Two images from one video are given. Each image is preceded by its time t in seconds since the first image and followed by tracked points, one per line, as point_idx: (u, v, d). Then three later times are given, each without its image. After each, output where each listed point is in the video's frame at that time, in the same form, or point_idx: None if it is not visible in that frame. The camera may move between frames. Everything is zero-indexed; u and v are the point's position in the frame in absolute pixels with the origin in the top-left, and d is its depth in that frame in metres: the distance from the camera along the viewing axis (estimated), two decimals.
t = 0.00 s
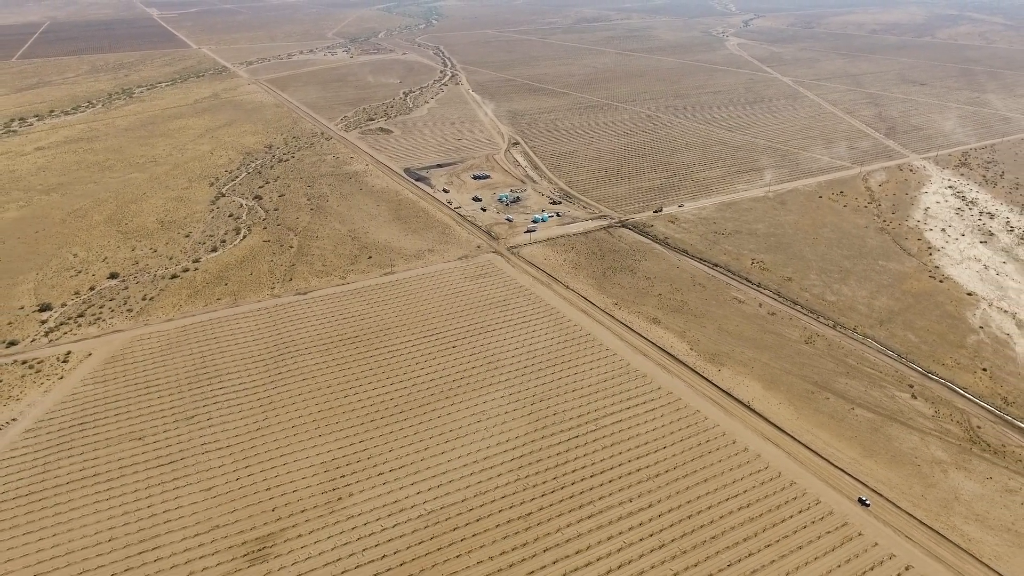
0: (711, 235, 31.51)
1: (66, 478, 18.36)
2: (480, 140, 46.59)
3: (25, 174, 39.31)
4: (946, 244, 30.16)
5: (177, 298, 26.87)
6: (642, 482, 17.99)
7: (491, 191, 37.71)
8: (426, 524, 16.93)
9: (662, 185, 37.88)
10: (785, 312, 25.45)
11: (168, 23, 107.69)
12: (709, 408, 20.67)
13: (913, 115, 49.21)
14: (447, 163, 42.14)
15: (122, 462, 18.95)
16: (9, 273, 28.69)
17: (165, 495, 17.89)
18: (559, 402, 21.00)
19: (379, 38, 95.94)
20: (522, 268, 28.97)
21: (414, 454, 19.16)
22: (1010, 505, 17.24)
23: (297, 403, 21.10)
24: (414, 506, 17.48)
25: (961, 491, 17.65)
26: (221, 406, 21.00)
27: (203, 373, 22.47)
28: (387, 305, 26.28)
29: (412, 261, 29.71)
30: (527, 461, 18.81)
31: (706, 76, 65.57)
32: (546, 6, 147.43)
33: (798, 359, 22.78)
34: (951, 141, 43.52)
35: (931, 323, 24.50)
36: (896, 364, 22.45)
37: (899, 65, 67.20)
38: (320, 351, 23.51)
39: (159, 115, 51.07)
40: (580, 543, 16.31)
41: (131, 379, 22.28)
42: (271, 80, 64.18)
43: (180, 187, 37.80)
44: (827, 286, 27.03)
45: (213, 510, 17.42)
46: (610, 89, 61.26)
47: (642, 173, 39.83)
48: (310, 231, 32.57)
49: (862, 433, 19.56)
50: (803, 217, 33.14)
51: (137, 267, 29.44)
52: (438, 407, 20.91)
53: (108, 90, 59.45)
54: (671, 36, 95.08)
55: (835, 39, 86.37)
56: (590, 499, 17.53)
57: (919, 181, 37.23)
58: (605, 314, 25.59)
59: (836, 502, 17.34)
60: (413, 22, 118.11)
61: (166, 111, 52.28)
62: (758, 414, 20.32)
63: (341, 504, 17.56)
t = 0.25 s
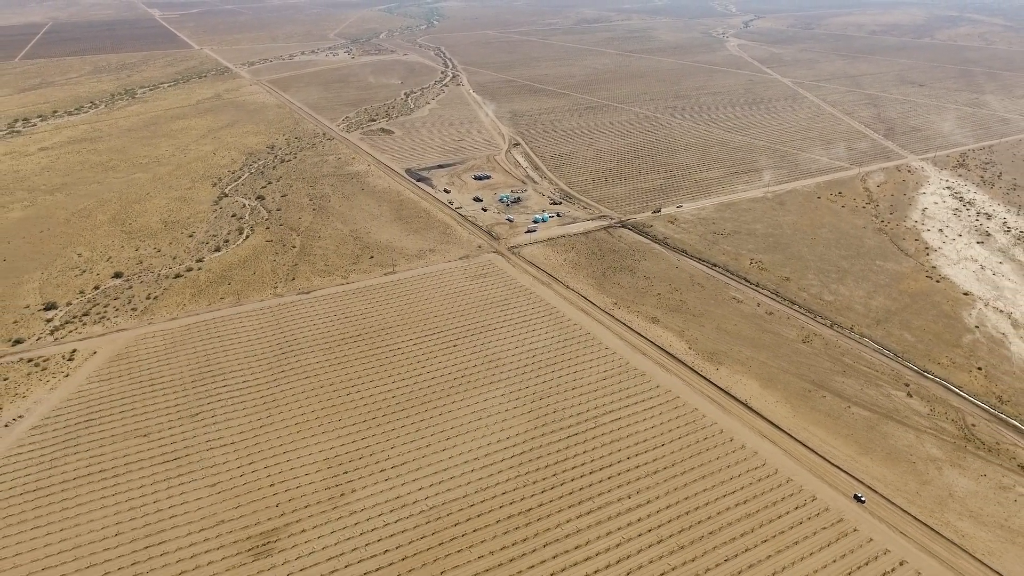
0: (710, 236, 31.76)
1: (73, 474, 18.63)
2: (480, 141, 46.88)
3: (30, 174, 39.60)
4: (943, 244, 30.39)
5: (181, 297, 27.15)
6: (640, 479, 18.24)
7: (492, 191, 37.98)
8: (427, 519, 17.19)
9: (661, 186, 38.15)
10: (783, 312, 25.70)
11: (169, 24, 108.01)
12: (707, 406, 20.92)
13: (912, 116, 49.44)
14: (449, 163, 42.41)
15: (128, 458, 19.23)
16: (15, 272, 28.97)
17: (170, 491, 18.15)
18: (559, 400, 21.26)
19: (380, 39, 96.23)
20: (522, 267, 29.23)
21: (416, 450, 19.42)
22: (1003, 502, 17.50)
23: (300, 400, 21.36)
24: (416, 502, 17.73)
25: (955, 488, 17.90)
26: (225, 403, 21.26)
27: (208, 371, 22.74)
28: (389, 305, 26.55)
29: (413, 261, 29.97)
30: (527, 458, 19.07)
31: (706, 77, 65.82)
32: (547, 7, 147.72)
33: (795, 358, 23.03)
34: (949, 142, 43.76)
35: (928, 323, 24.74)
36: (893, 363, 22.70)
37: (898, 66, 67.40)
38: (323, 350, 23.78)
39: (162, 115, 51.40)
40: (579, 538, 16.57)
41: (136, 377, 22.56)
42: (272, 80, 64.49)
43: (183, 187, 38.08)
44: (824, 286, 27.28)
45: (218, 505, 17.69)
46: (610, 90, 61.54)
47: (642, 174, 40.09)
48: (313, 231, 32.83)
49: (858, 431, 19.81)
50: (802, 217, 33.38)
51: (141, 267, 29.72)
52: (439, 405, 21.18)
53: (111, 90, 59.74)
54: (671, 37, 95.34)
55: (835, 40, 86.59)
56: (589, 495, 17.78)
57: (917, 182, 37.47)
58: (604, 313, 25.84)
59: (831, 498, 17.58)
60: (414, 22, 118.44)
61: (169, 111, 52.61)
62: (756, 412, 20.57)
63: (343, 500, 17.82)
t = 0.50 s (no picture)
0: (709, 236, 31.99)
1: (79, 471, 18.87)
2: (481, 141, 47.13)
3: (33, 174, 39.82)
4: (940, 244, 30.62)
5: (184, 296, 27.38)
6: (639, 475, 18.48)
7: (493, 192, 38.20)
8: (429, 515, 17.42)
9: (661, 186, 38.39)
10: (781, 311, 25.93)
11: (170, 24, 108.17)
12: (705, 404, 21.15)
13: (910, 117, 49.66)
14: (449, 164, 42.64)
15: (132, 455, 19.46)
16: (19, 271, 29.20)
17: (174, 487, 18.37)
18: (559, 399, 21.48)
19: (380, 40, 96.46)
20: (523, 267, 29.45)
21: (417, 448, 19.65)
22: (997, 499, 17.72)
23: (302, 398, 21.59)
24: (417, 498, 17.96)
25: (949, 485, 18.12)
26: (228, 401, 21.49)
27: (211, 369, 22.97)
28: (390, 304, 26.78)
29: (414, 261, 30.21)
30: (527, 455, 19.30)
31: (706, 78, 66.06)
32: (547, 8, 148.03)
33: (793, 357, 23.26)
34: (947, 143, 43.99)
35: (924, 322, 24.97)
36: (889, 362, 22.93)
37: (897, 67, 67.60)
38: (325, 349, 24.01)
39: (164, 116, 51.64)
40: (578, 534, 16.79)
41: (140, 375, 22.78)
42: (274, 81, 64.75)
43: (185, 188, 38.31)
44: (822, 286, 27.51)
45: (222, 501, 17.91)
46: (610, 91, 61.78)
47: (641, 174, 40.32)
48: (314, 231, 33.06)
49: (854, 429, 20.04)
50: (800, 218, 33.61)
51: (144, 266, 29.95)
52: (440, 403, 21.41)
53: (113, 91, 59.96)
54: (671, 38, 95.56)
55: (834, 42, 86.81)
56: (588, 492, 18.01)
57: (915, 183, 37.71)
58: (604, 312, 26.07)
59: (828, 495, 17.81)
60: (414, 23, 118.68)
61: (171, 112, 52.86)
62: (753, 410, 20.79)
63: (345, 496, 18.05)
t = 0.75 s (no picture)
0: (707, 236, 32.27)
1: (85, 467, 19.13)
2: (481, 142, 47.42)
3: (36, 174, 40.08)
4: (936, 245, 30.90)
5: (187, 295, 27.66)
6: (637, 472, 18.74)
7: (493, 192, 38.49)
8: (430, 511, 17.67)
9: (660, 187, 38.66)
10: (779, 311, 26.20)
11: (171, 25, 108.42)
12: (703, 402, 21.42)
13: (908, 118, 49.95)
14: (450, 164, 42.91)
15: (137, 452, 19.73)
16: (24, 271, 29.46)
17: (179, 483, 18.64)
18: (559, 396, 21.74)
19: (381, 40, 96.73)
20: (523, 267, 29.70)
21: (419, 445, 19.90)
22: (991, 495, 17.97)
23: (305, 396, 21.83)
24: (418, 494, 18.21)
25: (943, 482, 18.37)
26: (232, 399, 21.75)
27: (215, 367, 23.25)
28: (392, 303, 27.05)
29: (415, 260, 30.48)
30: (527, 452, 19.56)
31: (705, 79, 66.31)
32: (547, 9, 148.38)
33: (790, 355, 23.53)
34: (945, 144, 44.27)
35: (920, 321, 25.24)
36: (885, 361, 23.19)
37: (896, 68, 67.90)
38: (327, 347, 24.26)
39: (166, 116, 51.91)
40: (577, 529, 17.05)
41: (145, 373, 23.04)
42: (275, 82, 65.04)
43: (188, 188, 38.58)
44: (819, 285, 27.78)
45: (226, 497, 18.17)
46: (610, 92, 62.06)
47: (640, 175, 40.62)
48: (316, 231, 33.33)
49: (850, 427, 20.30)
50: (798, 218, 33.89)
51: (148, 265, 30.22)
52: (441, 400, 21.68)
53: (115, 91, 60.24)
54: (671, 39, 95.85)
55: (833, 43, 87.12)
56: (587, 488, 18.27)
57: (912, 184, 37.99)
58: (604, 312, 26.32)
59: (823, 491, 18.07)
60: (415, 24, 119.00)
61: (173, 112, 53.13)
62: (751, 408, 21.05)
63: (348, 492, 18.31)
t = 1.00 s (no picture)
0: (706, 236, 32.50)
1: (90, 464, 19.37)
2: (482, 142, 47.67)
3: (39, 174, 40.34)
4: (934, 245, 31.12)
5: (191, 294, 27.90)
6: (636, 469, 18.97)
7: (494, 192, 38.73)
8: (431, 507, 17.91)
9: (660, 188, 38.89)
10: (777, 311, 26.43)
11: (173, 25, 108.75)
12: (701, 400, 21.66)
13: (907, 120, 50.19)
14: (451, 165, 43.14)
15: (142, 448, 19.98)
16: (28, 270, 29.70)
17: (184, 480, 18.87)
18: (558, 395, 21.97)
19: (382, 41, 96.98)
20: (523, 267, 29.94)
21: (420, 442, 20.14)
22: (985, 493, 18.20)
23: (307, 394, 22.07)
24: (420, 490, 18.46)
25: (938, 480, 18.60)
26: (235, 397, 21.99)
27: (218, 365, 23.49)
28: (393, 302, 27.29)
29: (416, 260, 30.71)
30: (527, 449, 19.80)
31: (705, 80, 66.57)
32: (548, 10, 148.60)
33: (787, 355, 23.76)
34: (943, 145, 44.50)
35: (917, 321, 25.46)
36: (882, 360, 23.42)
37: (895, 70, 68.16)
38: (329, 346, 24.50)
39: (168, 117, 52.17)
40: (576, 525, 17.29)
41: (149, 371, 23.28)
42: (277, 82, 65.33)
43: (190, 188, 38.83)
44: (817, 286, 27.99)
45: (230, 493, 18.41)
46: (610, 92, 62.32)
47: (640, 176, 40.86)
48: (318, 231, 33.57)
49: (847, 425, 20.53)
50: (797, 219, 34.12)
51: (151, 265, 30.46)
52: (442, 398, 21.92)
53: (118, 92, 60.52)
54: (671, 40, 96.08)
55: (833, 44, 87.38)
56: (586, 485, 18.51)
57: (910, 185, 38.22)
58: (603, 311, 26.56)
59: (820, 489, 18.29)
60: (416, 25, 119.30)
61: (175, 113, 53.36)
62: (748, 407, 21.28)
63: (350, 488, 18.55)
